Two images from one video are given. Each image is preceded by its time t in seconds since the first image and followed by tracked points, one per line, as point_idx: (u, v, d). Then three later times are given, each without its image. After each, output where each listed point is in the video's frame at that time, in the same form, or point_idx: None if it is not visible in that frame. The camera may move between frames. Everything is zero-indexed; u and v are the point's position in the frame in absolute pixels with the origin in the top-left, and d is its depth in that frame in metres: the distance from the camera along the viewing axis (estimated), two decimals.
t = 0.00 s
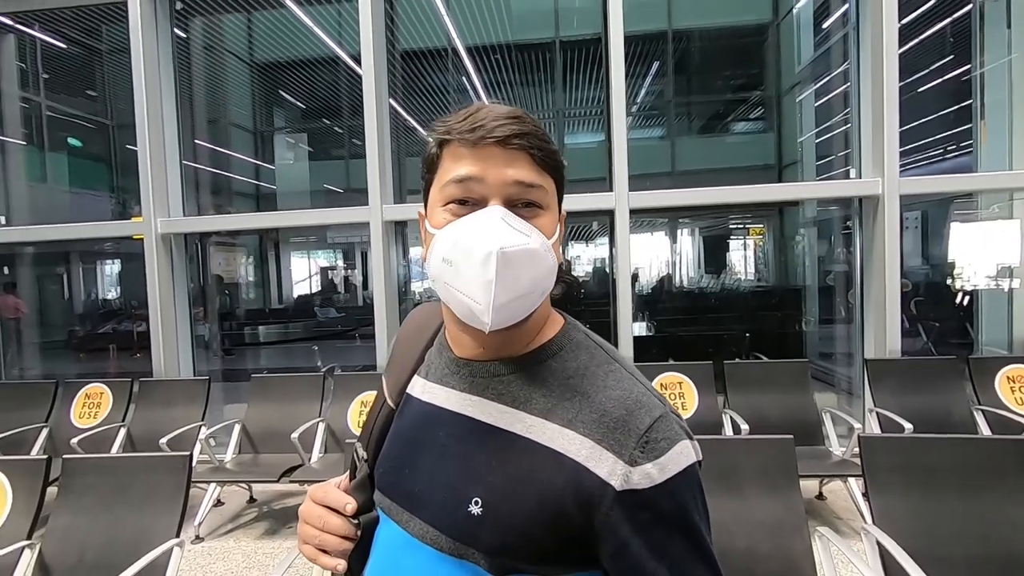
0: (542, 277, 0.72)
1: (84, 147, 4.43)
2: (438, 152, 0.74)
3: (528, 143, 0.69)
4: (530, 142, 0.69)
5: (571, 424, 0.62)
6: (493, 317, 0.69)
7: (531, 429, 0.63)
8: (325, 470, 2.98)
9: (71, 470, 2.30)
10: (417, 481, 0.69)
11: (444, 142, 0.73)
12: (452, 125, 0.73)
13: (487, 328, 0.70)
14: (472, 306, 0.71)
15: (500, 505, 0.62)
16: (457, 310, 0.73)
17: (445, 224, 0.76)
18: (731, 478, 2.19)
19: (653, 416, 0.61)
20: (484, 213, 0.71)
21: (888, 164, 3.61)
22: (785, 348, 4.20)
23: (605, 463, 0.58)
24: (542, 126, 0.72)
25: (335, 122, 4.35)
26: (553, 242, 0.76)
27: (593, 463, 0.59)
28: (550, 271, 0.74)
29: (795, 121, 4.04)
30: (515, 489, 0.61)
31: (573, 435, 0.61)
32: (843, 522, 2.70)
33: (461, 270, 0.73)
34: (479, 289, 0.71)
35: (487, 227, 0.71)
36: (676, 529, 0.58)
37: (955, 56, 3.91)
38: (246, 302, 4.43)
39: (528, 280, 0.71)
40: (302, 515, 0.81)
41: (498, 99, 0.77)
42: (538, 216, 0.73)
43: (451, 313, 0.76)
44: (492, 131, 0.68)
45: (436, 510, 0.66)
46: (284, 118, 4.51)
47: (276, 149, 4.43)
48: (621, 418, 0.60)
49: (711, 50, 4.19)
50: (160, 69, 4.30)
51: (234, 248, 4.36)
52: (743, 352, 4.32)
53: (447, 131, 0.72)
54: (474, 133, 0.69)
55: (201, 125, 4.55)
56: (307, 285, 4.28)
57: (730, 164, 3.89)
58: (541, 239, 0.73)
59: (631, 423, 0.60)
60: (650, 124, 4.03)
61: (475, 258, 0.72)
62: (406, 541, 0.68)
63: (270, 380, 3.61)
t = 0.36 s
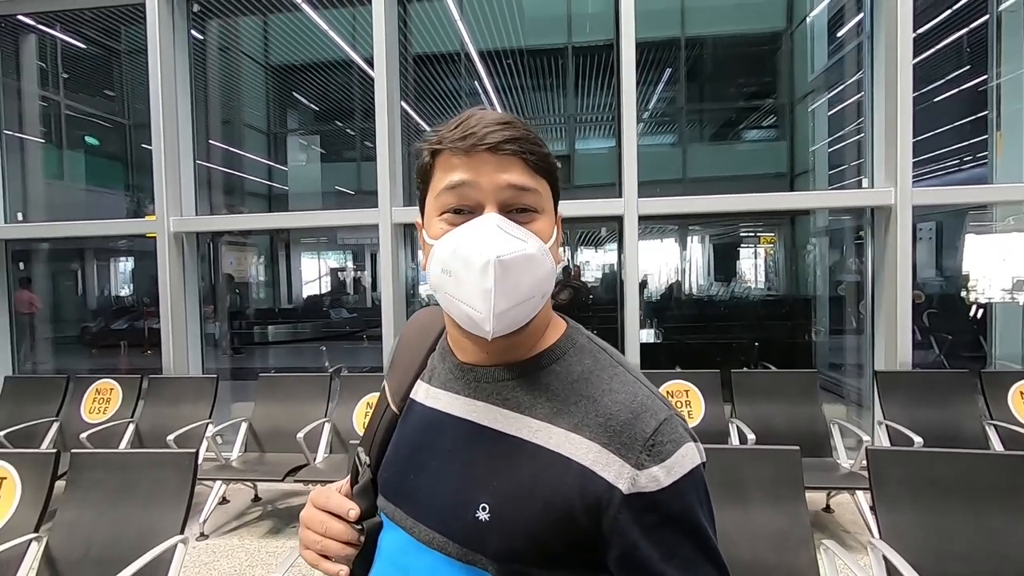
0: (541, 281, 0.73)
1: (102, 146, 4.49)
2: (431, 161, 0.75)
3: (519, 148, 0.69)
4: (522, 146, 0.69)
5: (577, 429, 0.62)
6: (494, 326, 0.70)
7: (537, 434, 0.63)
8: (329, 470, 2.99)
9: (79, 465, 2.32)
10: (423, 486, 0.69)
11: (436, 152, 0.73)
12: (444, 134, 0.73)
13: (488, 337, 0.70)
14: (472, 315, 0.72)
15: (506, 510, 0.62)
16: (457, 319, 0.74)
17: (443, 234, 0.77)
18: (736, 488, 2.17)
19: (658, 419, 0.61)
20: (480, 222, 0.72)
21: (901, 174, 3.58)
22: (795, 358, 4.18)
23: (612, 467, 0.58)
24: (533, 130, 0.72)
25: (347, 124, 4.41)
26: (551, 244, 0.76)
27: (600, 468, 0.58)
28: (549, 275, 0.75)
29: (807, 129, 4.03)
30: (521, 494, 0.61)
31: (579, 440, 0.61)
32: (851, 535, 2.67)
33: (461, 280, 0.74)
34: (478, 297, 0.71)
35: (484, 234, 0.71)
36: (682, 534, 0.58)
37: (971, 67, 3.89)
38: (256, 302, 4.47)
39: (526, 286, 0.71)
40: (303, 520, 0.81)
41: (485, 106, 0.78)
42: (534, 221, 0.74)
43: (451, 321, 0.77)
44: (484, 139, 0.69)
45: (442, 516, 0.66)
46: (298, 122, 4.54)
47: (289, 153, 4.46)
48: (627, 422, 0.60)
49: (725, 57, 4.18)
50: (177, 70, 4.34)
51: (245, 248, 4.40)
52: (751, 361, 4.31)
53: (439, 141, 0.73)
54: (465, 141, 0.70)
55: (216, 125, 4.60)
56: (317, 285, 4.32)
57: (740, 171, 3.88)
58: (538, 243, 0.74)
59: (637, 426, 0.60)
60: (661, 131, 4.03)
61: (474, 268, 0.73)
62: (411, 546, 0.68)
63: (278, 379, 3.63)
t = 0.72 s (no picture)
0: (529, 279, 0.73)
1: (108, 148, 4.53)
2: (423, 158, 0.75)
3: (510, 146, 0.70)
4: (513, 144, 0.70)
5: (566, 430, 0.62)
6: (483, 323, 0.70)
7: (526, 434, 0.64)
8: (332, 470, 3.00)
9: (84, 464, 2.34)
10: (412, 487, 0.69)
11: (427, 149, 0.74)
12: (435, 132, 0.73)
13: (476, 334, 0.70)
14: (461, 311, 0.72)
15: (494, 510, 0.62)
16: (446, 315, 0.74)
17: (433, 231, 0.77)
18: (737, 490, 2.16)
19: (647, 420, 0.61)
20: (470, 218, 0.72)
21: (906, 176, 3.57)
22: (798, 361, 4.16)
23: (601, 468, 0.58)
24: (524, 128, 0.73)
25: (351, 126, 4.54)
26: (541, 243, 0.77)
27: (589, 469, 0.59)
28: (538, 273, 0.75)
29: (812, 131, 4.02)
30: (510, 495, 0.61)
31: (568, 440, 0.61)
32: (854, 539, 2.65)
33: (450, 276, 0.74)
34: (466, 295, 0.72)
35: (473, 231, 0.72)
36: (670, 533, 0.58)
37: (977, 69, 3.87)
38: (260, 303, 4.49)
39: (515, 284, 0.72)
40: (291, 520, 0.81)
41: (478, 104, 0.78)
42: (524, 219, 0.74)
43: (440, 319, 0.77)
44: (475, 136, 0.69)
45: (431, 516, 0.66)
46: (303, 124, 4.61)
47: (295, 154, 4.48)
48: (615, 423, 0.61)
49: (730, 59, 4.17)
50: (183, 73, 4.37)
51: (250, 249, 4.42)
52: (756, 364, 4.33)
53: (430, 138, 0.73)
54: (456, 138, 0.70)
55: (221, 128, 4.61)
56: (321, 286, 4.27)
57: (745, 173, 3.86)
58: (528, 242, 0.74)
59: (625, 427, 0.60)
60: (665, 133, 4.03)
61: (463, 264, 0.73)
62: (399, 546, 0.68)
63: (282, 379, 3.64)
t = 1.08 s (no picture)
0: (521, 270, 0.73)
1: (99, 149, 4.49)
2: (411, 151, 0.75)
3: (499, 136, 0.70)
4: (502, 135, 0.70)
5: (556, 423, 0.62)
6: (475, 313, 0.69)
7: (515, 428, 0.63)
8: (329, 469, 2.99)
9: (78, 466, 2.32)
10: (402, 483, 0.69)
11: (416, 140, 0.74)
12: (424, 123, 0.73)
13: (468, 324, 0.70)
14: (452, 301, 0.71)
15: (485, 505, 0.62)
16: (437, 307, 0.73)
17: (423, 222, 0.76)
18: (733, 484, 2.17)
19: (638, 412, 0.61)
20: (461, 208, 0.72)
21: (898, 170, 3.59)
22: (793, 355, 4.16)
23: (591, 461, 0.58)
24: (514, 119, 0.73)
25: (345, 125, 4.39)
26: (531, 235, 0.77)
27: (579, 462, 0.59)
28: (529, 264, 0.75)
29: (805, 126, 4.03)
30: (500, 490, 0.61)
31: (557, 433, 0.61)
32: (849, 531, 2.67)
33: (441, 267, 0.74)
34: (458, 284, 0.71)
35: (464, 220, 0.71)
36: (662, 524, 0.58)
37: (967, 63, 3.90)
38: (255, 303, 4.47)
39: (506, 273, 0.71)
40: (281, 520, 0.81)
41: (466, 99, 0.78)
42: (514, 209, 0.74)
43: (431, 312, 0.76)
44: (463, 126, 0.69)
45: (421, 511, 0.66)
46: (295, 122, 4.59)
47: (287, 153, 4.46)
48: (605, 415, 0.61)
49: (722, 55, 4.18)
50: (174, 72, 4.36)
51: (243, 249, 4.41)
52: (750, 359, 4.24)
53: (419, 130, 0.73)
54: (445, 129, 0.70)
55: (213, 127, 4.60)
56: (316, 286, 4.33)
57: (738, 169, 3.88)
58: (519, 232, 0.74)
59: (615, 420, 0.60)
60: (659, 129, 4.04)
61: (454, 254, 0.72)
62: (388, 545, 0.68)
63: (277, 380, 3.63)
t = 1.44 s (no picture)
0: (530, 283, 0.73)
1: (80, 150, 4.41)
2: (417, 162, 0.75)
3: (505, 148, 0.69)
4: (509, 146, 0.70)
5: (569, 418, 0.62)
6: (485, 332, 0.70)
7: (529, 425, 0.64)
8: (324, 471, 2.98)
9: (70, 475, 2.29)
10: (416, 481, 0.69)
11: (422, 152, 0.73)
12: (430, 133, 0.73)
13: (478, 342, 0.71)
14: (462, 317, 0.72)
15: (501, 501, 0.62)
16: (447, 322, 0.74)
17: (431, 234, 0.77)
18: (729, 476, 2.20)
19: (650, 406, 0.61)
20: (469, 222, 0.72)
21: (882, 162, 3.64)
22: (783, 345, 4.16)
23: (606, 456, 0.59)
24: (520, 127, 0.72)
25: (331, 124, 4.38)
26: (538, 244, 0.77)
27: (594, 456, 0.59)
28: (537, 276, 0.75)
29: (790, 119, 4.07)
30: (516, 485, 0.62)
31: (571, 428, 0.62)
32: (842, 519, 2.72)
33: (450, 284, 0.74)
34: (467, 301, 0.72)
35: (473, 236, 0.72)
36: (677, 516, 0.59)
37: (948, 56, 3.95)
38: (243, 305, 4.43)
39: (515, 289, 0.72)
40: (296, 521, 0.81)
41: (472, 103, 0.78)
42: (522, 219, 0.74)
43: (442, 323, 0.77)
44: (470, 139, 0.69)
45: (437, 509, 0.67)
46: (280, 121, 4.58)
47: (272, 152, 4.43)
48: (618, 410, 0.61)
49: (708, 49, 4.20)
50: (157, 72, 4.27)
51: (230, 251, 4.36)
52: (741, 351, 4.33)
53: (426, 140, 0.73)
54: (450, 142, 0.70)
55: (198, 127, 4.54)
56: (305, 286, 4.27)
57: (726, 163, 3.91)
58: (526, 244, 0.74)
59: (628, 414, 0.60)
60: (646, 124, 4.06)
61: (463, 272, 0.73)
62: (405, 543, 0.68)
63: (269, 381, 3.60)
